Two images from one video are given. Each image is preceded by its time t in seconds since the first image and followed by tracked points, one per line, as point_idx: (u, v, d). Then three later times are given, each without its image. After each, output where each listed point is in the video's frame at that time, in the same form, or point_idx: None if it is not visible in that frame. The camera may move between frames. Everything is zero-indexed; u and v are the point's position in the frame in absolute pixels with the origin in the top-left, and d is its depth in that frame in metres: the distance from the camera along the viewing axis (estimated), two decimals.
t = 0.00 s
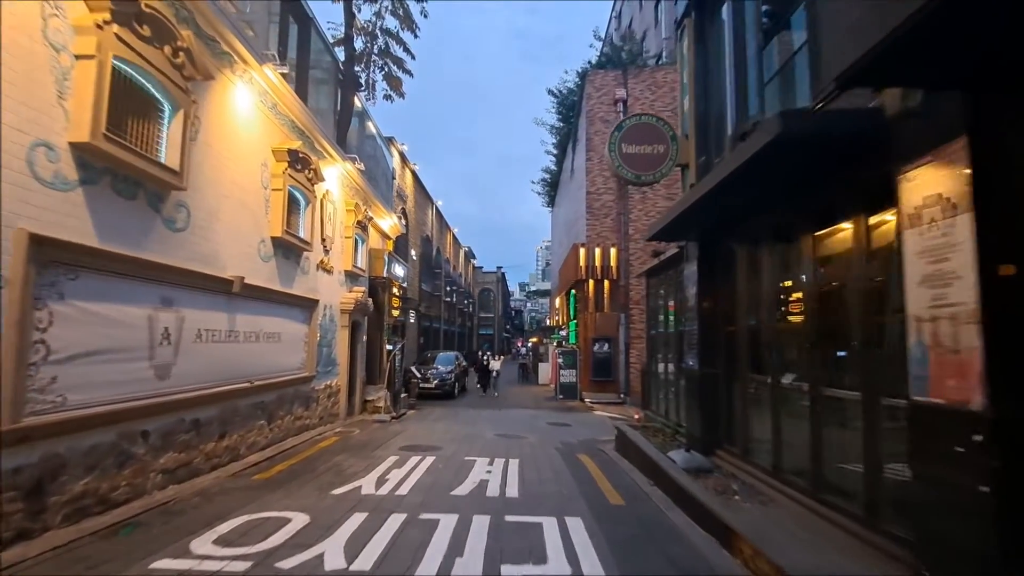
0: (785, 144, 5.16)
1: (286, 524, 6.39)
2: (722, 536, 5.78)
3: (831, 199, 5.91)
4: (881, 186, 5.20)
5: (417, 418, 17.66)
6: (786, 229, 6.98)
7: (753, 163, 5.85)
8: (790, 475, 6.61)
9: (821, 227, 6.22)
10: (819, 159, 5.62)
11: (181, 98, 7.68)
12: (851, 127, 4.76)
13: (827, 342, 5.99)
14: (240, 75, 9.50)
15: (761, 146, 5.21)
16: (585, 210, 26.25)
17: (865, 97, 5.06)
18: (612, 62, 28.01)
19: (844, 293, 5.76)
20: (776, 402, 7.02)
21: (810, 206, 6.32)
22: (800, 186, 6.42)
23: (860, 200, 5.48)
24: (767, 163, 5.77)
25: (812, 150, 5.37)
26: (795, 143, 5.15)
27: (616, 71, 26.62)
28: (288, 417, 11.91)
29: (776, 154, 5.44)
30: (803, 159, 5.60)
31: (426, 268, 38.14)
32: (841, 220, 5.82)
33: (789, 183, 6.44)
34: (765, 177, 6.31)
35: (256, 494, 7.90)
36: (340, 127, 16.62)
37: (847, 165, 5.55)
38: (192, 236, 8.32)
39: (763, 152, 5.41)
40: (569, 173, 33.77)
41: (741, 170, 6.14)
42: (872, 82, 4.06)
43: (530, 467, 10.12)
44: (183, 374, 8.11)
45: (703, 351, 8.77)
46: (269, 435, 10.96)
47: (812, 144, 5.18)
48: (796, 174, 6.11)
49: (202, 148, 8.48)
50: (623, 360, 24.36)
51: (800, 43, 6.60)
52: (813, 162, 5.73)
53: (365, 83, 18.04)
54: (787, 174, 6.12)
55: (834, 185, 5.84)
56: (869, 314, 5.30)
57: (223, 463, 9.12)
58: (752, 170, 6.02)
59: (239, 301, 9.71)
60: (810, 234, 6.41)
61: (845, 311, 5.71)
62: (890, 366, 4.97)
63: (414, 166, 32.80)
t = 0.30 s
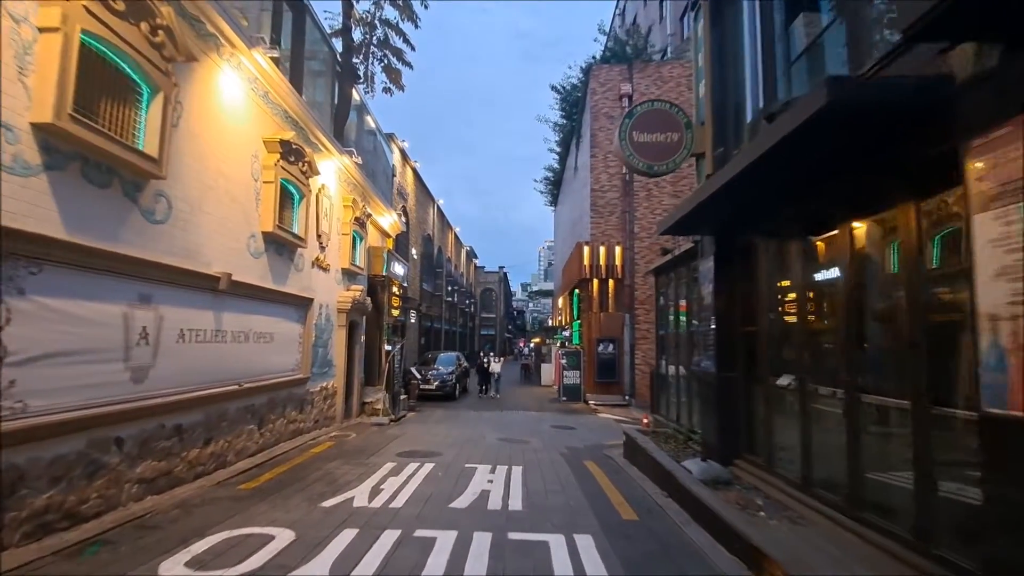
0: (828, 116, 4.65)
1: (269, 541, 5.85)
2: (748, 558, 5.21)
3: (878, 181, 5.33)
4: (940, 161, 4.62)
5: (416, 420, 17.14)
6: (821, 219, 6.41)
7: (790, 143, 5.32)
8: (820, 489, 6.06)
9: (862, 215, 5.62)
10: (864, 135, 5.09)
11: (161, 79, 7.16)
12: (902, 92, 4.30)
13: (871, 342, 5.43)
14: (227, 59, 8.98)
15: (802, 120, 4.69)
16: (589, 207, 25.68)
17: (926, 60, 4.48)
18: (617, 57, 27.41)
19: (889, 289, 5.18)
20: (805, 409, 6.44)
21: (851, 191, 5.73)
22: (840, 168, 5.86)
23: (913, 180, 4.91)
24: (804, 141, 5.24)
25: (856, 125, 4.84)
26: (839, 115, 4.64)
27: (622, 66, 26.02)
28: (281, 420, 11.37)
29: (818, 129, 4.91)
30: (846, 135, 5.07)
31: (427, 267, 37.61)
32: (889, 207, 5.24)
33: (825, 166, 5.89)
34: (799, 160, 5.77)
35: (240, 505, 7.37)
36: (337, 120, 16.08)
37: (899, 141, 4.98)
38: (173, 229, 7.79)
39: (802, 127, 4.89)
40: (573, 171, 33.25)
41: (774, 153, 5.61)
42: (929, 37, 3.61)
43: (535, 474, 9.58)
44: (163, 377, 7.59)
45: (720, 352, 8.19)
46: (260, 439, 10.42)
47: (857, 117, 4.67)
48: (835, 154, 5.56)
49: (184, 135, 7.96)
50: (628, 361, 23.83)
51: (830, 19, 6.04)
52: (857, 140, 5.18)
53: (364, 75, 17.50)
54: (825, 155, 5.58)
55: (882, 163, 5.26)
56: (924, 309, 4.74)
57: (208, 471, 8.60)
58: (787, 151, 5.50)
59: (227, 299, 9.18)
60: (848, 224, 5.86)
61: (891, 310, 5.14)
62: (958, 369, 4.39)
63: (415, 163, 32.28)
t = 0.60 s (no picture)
0: (869, 78, 4.33)
1: (244, 552, 5.35)
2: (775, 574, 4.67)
3: (929, 151, 4.97)
4: (1008, 120, 4.25)
5: (414, 420, 16.62)
6: (860, 198, 5.92)
7: (825, 114, 4.98)
8: (851, 496, 5.57)
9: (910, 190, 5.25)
10: (912, 100, 4.72)
11: (134, 52, 6.67)
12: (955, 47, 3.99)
13: (921, 334, 4.89)
14: (210, 37, 8.46)
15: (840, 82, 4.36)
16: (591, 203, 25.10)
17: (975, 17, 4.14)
18: (620, 50, 26.86)
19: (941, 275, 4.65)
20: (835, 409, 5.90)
21: (898, 164, 5.33)
22: (882, 139, 5.47)
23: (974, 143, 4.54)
24: (841, 110, 4.89)
25: (902, 88, 4.50)
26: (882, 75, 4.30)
27: (625, 58, 25.46)
28: (270, 420, 10.86)
29: (857, 95, 4.58)
30: (891, 100, 4.70)
31: (427, 264, 37.10)
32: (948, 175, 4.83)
33: (865, 139, 5.51)
34: (835, 133, 5.41)
35: (220, 511, 6.85)
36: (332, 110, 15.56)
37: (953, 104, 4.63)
38: (149, 216, 7.27)
39: (841, 92, 4.56)
40: (575, 167, 32.71)
41: (806, 125, 5.26)
42: None
43: (537, 478, 9.07)
44: (138, 374, 7.08)
45: (736, 347, 7.64)
46: (247, 440, 9.90)
47: (904, 77, 4.33)
48: (879, 123, 5.18)
49: (160, 115, 7.44)
50: (631, 360, 23.27)
51: None
52: (904, 106, 4.82)
53: (361, 65, 17.01)
54: (866, 126, 5.20)
55: (933, 131, 4.90)
56: (995, 293, 4.28)
57: (189, 474, 8.11)
58: (822, 123, 5.14)
59: (210, 292, 8.68)
60: (887, 204, 5.50)
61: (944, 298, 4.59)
62: None
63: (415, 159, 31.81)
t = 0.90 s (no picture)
0: (871, 71, 4.24)
1: None
2: None
3: (923, 151, 4.94)
4: (1010, 119, 4.19)
5: (412, 423, 16.05)
6: (876, 189, 5.57)
7: (826, 108, 4.88)
8: (891, 513, 4.96)
9: (912, 188, 5.11)
10: (914, 94, 4.62)
11: (100, 27, 6.12)
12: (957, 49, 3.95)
13: (975, 332, 4.32)
14: (190, 18, 7.94)
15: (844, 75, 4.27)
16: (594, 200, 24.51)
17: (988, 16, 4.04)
18: (623, 43, 26.29)
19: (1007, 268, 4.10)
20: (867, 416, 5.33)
21: (898, 159, 5.21)
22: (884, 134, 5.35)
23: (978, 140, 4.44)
24: (843, 103, 4.79)
25: (903, 81, 4.41)
26: (885, 69, 4.22)
27: (628, 52, 24.87)
28: (258, 424, 10.32)
29: (860, 87, 4.48)
30: (893, 95, 4.61)
31: (426, 263, 36.52)
32: (963, 169, 4.63)
33: (866, 133, 5.40)
34: (835, 128, 5.30)
35: (194, 526, 6.30)
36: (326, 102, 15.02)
37: (955, 100, 4.54)
38: (120, 206, 6.73)
39: (841, 87, 4.48)
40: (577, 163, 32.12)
41: (807, 120, 5.15)
42: None
43: (539, 487, 8.51)
44: (107, 377, 6.53)
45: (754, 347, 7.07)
46: (233, 446, 9.36)
47: (906, 72, 4.24)
48: (880, 116, 5.07)
49: (134, 98, 6.91)
50: (635, 361, 22.68)
51: None
52: (906, 101, 4.72)
53: (356, 56, 16.47)
54: (866, 120, 5.10)
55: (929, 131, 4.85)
56: None
57: (166, 484, 7.56)
58: (823, 117, 5.04)
59: (188, 288, 8.09)
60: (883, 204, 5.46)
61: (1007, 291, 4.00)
62: None
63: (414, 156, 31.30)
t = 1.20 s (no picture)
0: (870, 68, 4.28)
1: None
2: None
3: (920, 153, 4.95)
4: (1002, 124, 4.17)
5: (409, 424, 15.49)
6: (879, 183, 5.51)
7: (824, 104, 4.93)
8: (942, 528, 4.42)
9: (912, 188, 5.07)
10: (912, 90, 4.64)
11: None
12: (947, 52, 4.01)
13: None
14: None
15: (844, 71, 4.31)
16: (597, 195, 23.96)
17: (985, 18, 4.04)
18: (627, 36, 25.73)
19: None
20: (913, 419, 4.77)
21: (893, 156, 5.23)
22: (880, 130, 5.37)
23: (969, 140, 4.44)
24: (841, 99, 4.83)
25: (901, 78, 4.44)
26: (885, 66, 4.25)
27: (632, 44, 24.31)
28: (246, 425, 9.77)
29: (859, 84, 4.53)
30: (891, 91, 4.64)
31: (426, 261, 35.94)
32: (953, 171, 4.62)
33: (863, 130, 5.44)
34: (832, 124, 5.36)
35: (167, 537, 5.77)
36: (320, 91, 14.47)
37: (951, 101, 4.55)
38: (89, 189, 6.19)
39: (839, 84, 4.54)
40: (579, 159, 31.51)
41: (806, 116, 5.19)
42: None
43: (543, 493, 7.99)
44: (73, 374, 6.00)
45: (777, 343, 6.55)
46: (217, 448, 8.81)
47: (904, 69, 4.28)
48: (877, 112, 5.08)
49: (105, 72, 6.39)
50: (640, 360, 22.12)
51: None
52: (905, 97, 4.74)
53: (352, 44, 15.95)
54: (863, 116, 5.13)
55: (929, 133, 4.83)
56: None
57: (142, 490, 7.03)
58: (821, 113, 5.09)
59: (167, 280, 7.56)
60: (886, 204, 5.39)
61: None
62: None
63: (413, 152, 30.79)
